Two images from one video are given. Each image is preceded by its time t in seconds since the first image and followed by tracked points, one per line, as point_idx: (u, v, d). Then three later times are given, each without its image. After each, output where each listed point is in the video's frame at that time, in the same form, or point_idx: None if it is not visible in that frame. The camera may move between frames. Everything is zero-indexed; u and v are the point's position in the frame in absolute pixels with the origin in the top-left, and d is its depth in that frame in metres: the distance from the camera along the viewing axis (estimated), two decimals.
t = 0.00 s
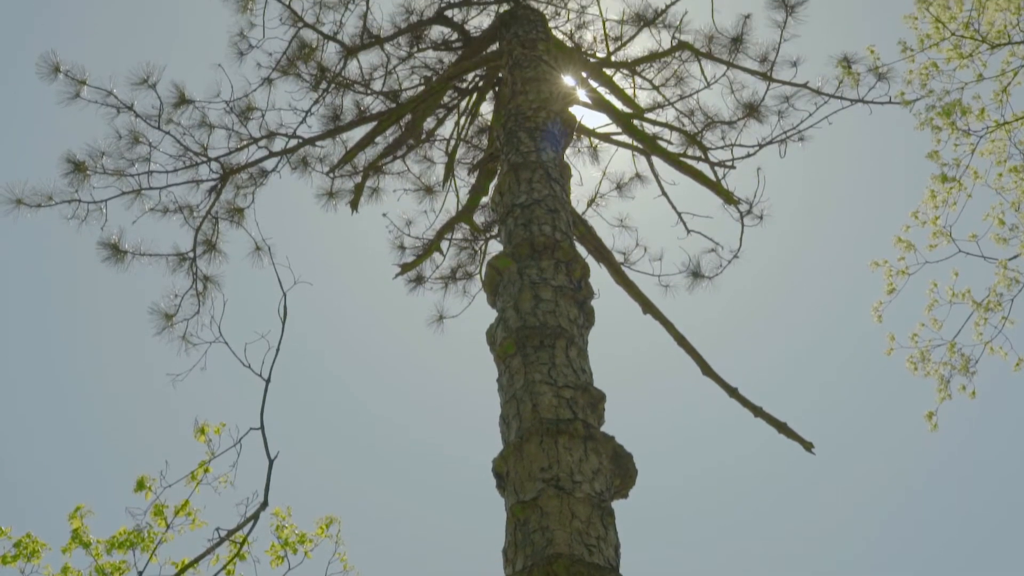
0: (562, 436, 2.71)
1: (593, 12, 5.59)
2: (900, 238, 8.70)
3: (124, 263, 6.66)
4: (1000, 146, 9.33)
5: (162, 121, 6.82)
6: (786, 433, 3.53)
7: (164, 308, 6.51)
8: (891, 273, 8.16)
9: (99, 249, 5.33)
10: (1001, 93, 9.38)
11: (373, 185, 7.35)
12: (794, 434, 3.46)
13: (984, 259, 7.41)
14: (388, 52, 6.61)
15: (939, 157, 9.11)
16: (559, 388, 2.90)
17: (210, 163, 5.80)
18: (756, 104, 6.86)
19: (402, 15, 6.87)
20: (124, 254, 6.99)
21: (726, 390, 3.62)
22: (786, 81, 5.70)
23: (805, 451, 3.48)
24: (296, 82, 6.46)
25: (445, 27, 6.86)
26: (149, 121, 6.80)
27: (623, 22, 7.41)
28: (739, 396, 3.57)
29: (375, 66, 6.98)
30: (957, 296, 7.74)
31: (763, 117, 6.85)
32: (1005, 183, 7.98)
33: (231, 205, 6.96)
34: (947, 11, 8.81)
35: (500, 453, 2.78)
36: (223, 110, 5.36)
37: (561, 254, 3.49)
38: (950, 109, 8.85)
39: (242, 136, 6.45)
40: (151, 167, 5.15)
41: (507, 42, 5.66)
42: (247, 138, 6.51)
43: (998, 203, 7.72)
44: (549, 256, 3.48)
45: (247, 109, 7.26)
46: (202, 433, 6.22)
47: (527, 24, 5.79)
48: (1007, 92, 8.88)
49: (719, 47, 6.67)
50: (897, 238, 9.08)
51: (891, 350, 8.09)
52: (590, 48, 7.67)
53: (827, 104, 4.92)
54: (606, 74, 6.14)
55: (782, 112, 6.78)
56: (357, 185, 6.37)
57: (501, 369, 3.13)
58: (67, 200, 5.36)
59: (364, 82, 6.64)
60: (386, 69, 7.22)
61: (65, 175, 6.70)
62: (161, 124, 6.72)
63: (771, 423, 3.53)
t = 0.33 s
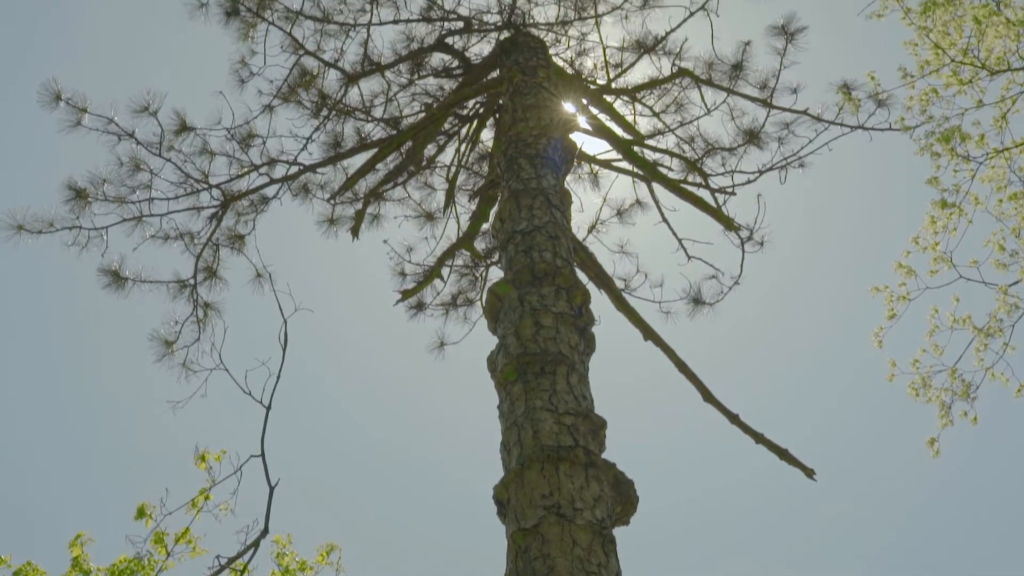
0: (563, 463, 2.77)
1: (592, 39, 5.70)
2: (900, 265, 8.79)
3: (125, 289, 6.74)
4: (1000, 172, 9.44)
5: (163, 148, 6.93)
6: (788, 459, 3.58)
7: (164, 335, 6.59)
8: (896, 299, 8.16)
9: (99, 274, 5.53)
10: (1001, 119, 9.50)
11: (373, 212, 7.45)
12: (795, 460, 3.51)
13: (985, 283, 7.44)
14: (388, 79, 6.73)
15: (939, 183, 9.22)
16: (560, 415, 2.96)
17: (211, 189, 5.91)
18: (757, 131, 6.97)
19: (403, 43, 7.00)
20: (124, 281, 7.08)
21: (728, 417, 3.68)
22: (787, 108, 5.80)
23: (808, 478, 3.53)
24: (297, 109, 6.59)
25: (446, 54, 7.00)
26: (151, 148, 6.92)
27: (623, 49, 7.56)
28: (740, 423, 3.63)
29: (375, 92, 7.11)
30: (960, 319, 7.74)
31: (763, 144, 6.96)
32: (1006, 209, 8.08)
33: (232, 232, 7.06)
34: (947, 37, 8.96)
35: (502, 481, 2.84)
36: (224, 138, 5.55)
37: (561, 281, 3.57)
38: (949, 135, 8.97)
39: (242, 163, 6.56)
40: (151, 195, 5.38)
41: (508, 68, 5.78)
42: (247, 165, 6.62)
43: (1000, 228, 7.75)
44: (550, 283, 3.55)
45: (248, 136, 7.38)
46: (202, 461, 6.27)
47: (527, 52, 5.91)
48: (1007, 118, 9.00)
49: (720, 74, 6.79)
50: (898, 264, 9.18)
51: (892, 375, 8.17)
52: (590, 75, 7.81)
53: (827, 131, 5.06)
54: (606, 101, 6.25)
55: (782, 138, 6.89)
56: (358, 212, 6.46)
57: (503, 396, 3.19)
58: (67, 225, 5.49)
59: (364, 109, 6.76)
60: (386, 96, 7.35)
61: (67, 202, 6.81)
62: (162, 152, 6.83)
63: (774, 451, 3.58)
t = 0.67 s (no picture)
0: (565, 488, 2.84)
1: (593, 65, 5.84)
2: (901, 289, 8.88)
3: (127, 314, 6.84)
4: (1001, 196, 9.55)
5: (165, 173, 7.06)
6: (790, 484, 3.65)
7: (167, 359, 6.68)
8: (896, 322, 7.50)
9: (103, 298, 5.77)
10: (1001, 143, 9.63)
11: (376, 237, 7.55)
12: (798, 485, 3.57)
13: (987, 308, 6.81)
14: (390, 105, 6.87)
15: (939, 206, 9.34)
16: (561, 440, 3.03)
17: (213, 214, 6.02)
18: (758, 155, 7.08)
19: (405, 69, 7.15)
20: (126, 306, 7.18)
21: (731, 443, 3.76)
22: (789, 133, 5.91)
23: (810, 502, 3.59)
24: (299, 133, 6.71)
25: (448, 80, 7.14)
26: (153, 173, 7.04)
27: (624, 74, 7.70)
28: (744, 449, 3.70)
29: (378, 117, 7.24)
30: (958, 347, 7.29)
31: (764, 169, 7.07)
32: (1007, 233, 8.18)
33: (234, 256, 7.16)
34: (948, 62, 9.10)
35: (505, 506, 2.91)
36: (226, 163, 5.83)
37: (563, 305, 3.66)
38: (950, 158, 9.09)
39: (244, 188, 6.68)
40: (154, 222, 5.66)
41: (510, 94, 5.91)
42: (250, 190, 6.74)
43: (1002, 250, 7.11)
44: (551, 307, 3.64)
45: (250, 161, 7.51)
46: (206, 485, 6.35)
47: (529, 77, 6.04)
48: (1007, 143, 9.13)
49: (721, 99, 6.92)
50: (899, 288, 9.28)
51: (893, 402, 7.65)
52: (592, 100, 7.95)
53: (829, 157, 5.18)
54: (607, 126, 6.37)
55: (783, 163, 7.01)
56: (360, 236, 6.57)
57: (505, 421, 3.27)
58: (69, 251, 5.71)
59: (366, 135, 6.88)
60: (388, 122, 7.48)
61: (70, 227, 6.92)
62: (165, 177, 6.95)
63: (776, 475, 3.65)
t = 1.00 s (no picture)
0: (566, 508, 2.92)
1: (591, 85, 5.96)
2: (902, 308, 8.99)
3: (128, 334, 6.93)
4: (1003, 214, 9.67)
5: (166, 194, 7.18)
6: (792, 503, 3.72)
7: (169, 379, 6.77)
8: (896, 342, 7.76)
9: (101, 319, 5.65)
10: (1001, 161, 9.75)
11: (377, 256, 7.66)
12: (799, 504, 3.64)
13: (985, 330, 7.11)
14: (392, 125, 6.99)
15: (940, 223, 9.48)
16: (563, 459, 3.11)
17: (213, 234, 6.13)
18: (759, 175, 7.20)
19: (406, 89, 7.28)
20: (128, 325, 7.28)
21: (733, 463, 3.83)
22: (789, 153, 6.03)
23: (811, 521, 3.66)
24: (301, 153, 6.84)
25: (449, 100, 7.27)
26: (154, 194, 7.16)
27: (625, 94, 7.83)
28: (746, 468, 3.78)
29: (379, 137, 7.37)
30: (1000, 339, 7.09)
31: (765, 188, 7.19)
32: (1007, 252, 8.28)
33: (236, 276, 7.26)
34: (948, 81, 9.23)
35: (507, 525, 2.99)
36: (227, 183, 5.71)
37: (565, 325, 3.75)
38: (949, 175, 9.20)
39: (245, 208, 6.80)
40: (154, 242, 5.61)
41: (511, 113, 6.03)
42: (250, 210, 6.86)
43: (1003, 270, 7.34)
44: (553, 326, 3.73)
45: (251, 181, 7.62)
46: (206, 506, 6.42)
47: (530, 97, 6.16)
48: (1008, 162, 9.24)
49: (722, 119, 7.05)
50: (901, 305, 9.38)
51: (898, 419, 7.81)
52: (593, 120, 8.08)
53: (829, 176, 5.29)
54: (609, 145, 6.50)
55: (783, 183, 7.12)
56: (361, 255, 6.67)
57: (507, 441, 3.35)
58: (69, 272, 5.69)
59: (367, 154, 7.00)
60: (389, 141, 7.61)
61: (72, 247, 7.02)
62: (166, 198, 7.07)
63: (777, 495, 3.73)
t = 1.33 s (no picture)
0: (567, 524, 2.98)
1: (591, 102, 6.05)
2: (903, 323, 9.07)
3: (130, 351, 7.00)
4: (1004, 229, 9.76)
5: (167, 211, 7.26)
6: (791, 518, 3.77)
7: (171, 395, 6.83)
8: (897, 357, 7.90)
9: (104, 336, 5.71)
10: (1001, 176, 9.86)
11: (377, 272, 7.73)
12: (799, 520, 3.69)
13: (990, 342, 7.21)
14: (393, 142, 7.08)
15: (940, 237, 9.62)
16: (564, 476, 3.17)
17: (215, 250, 6.21)
18: (760, 192, 7.28)
19: (407, 106, 7.38)
20: (129, 343, 7.35)
21: (733, 479, 3.89)
22: (789, 167, 6.12)
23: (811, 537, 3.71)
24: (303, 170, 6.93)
25: (449, 116, 7.36)
26: (155, 211, 7.24)
27: (626, 110, 7.93)
28: (746, 484, 3.83)
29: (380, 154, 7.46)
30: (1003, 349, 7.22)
31: (765, 205, 7.27)
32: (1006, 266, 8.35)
33: (237, 293, 7.34)
34: (948, 97, 9.33)
35: (509, 541, 3.04)
36: (228, 199, 5.88)
37: (566, 341, 3.81)
38: (949, 190, 9.28)
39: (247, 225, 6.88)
40: (156, 258, 5.67)
41: (512, 130, 6.12)
42: (251, 226, 6.96)
43: (1003, 285, 7.59)
44: (554, 343, 3.80)
45: (252, 198, 7.71)
46: (208, 523, 6.46)
47: (530, 113, 6.25)
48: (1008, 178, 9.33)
49: (722, 135, 7.14)
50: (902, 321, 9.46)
51: (898, 436, 7.93)
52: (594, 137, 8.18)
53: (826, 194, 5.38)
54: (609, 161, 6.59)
55: (783, 199, 7.20)
56: (363, 272, 6.75)
57: (508, 457, 3.40)
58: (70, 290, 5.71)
59: (368, 171, 7.09)
60: (391, 158, 7.70)
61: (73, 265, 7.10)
62: (166, 215, 7.16)
63: (777, 510, 3.78)
